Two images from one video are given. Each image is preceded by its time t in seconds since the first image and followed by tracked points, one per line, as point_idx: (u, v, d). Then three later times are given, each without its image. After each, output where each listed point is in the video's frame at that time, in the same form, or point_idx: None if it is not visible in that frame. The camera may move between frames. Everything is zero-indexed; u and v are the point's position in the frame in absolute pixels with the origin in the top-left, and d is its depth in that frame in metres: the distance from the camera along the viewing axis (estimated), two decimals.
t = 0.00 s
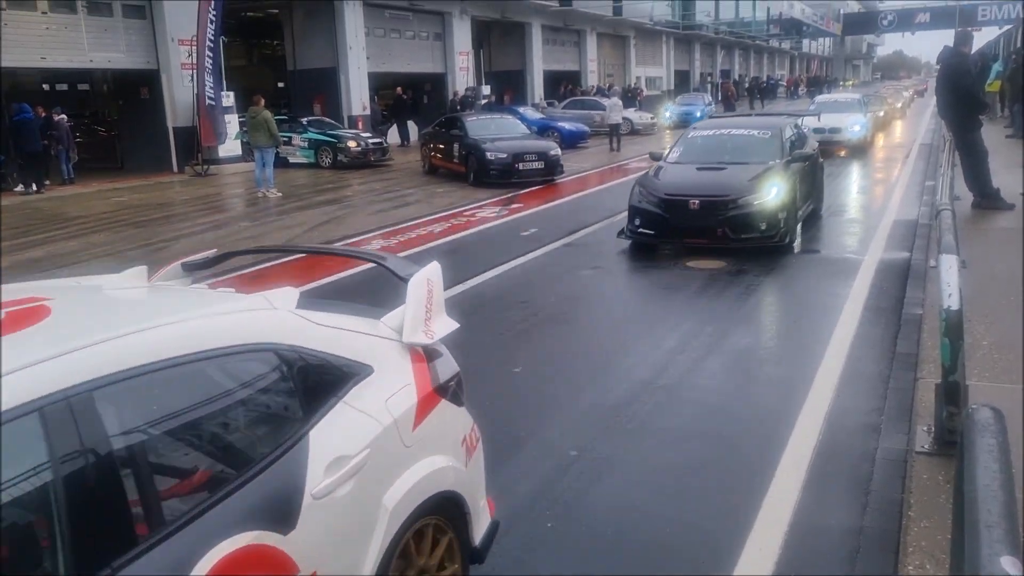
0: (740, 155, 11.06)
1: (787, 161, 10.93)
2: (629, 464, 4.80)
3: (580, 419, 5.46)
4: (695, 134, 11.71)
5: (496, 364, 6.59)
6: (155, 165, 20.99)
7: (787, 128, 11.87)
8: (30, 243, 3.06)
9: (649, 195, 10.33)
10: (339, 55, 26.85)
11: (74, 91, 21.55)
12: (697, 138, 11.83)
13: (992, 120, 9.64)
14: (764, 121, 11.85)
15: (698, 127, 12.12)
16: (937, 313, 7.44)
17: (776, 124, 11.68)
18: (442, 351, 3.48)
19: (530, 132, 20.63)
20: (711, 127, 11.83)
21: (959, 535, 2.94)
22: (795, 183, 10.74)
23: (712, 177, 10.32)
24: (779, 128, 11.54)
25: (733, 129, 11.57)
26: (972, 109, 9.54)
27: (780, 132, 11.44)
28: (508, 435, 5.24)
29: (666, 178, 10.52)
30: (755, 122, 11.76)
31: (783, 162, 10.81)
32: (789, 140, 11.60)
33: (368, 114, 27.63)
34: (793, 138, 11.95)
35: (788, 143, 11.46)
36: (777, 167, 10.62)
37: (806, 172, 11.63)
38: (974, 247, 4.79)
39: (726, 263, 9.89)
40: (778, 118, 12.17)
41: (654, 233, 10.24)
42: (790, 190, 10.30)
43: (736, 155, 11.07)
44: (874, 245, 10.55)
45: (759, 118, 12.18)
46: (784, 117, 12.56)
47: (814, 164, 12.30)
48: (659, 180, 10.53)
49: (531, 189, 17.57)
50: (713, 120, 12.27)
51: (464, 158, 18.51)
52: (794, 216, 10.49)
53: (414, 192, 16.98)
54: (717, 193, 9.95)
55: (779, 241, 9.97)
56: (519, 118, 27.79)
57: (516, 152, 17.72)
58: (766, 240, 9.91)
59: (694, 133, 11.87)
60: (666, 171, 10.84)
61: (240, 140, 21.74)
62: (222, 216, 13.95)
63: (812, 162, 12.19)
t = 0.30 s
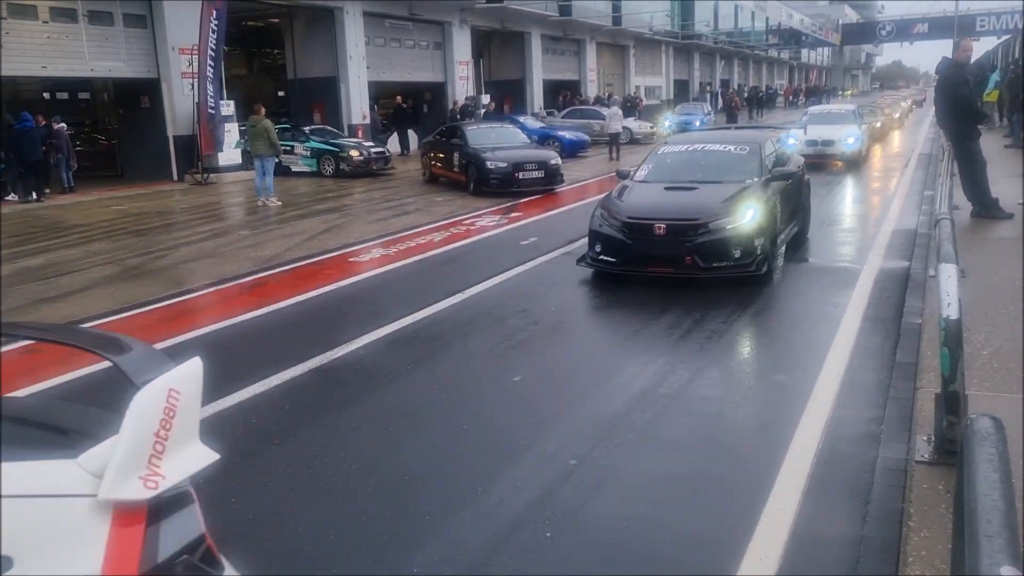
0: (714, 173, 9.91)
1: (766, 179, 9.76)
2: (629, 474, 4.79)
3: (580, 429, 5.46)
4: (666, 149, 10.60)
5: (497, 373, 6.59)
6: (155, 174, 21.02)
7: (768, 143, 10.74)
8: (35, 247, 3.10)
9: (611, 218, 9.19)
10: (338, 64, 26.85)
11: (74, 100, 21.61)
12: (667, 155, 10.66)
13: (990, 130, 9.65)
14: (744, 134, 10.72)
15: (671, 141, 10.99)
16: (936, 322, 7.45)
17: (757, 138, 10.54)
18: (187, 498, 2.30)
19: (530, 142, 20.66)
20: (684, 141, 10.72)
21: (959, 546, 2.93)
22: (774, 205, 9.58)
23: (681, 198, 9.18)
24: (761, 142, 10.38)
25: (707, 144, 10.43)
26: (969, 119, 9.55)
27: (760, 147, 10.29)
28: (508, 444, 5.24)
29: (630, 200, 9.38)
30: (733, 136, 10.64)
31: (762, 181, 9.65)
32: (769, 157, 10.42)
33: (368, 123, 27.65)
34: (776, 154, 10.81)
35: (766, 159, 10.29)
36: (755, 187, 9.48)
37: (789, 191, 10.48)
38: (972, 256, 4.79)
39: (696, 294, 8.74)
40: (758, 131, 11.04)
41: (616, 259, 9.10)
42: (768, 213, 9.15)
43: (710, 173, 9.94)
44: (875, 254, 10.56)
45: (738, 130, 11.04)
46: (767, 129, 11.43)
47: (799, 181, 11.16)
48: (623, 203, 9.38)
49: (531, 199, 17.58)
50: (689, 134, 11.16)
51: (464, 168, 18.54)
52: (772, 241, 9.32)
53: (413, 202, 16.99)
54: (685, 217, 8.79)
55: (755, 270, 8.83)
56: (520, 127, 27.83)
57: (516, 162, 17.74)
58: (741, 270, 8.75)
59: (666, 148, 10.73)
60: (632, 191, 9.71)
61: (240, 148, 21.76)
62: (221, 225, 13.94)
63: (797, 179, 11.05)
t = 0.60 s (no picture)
0: (684, 191, 8.80)
1: (742, 198, 8.62)
2: (630, 478, 4.79)
3: (581, 432, 5.46)
4: (633, 164, 9.49)
5: (498, 377, 6.58)
6: (155, 178, 21.03)
7: (748, 158, 9.62)
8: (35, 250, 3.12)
9: (564, 242, 8.04)
10: (338, 68, 26.84)
11: (75, 104, 21.64)
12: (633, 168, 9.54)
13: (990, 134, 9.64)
14: (720, 147, 9.58)
15: (639, 155, 9.90)
16: (937, 325, 7.44)
17: (735, 151, 9.40)
18: None
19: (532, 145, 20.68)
20: (653, 154, 9.61)
21: (960, 549, 2.92)
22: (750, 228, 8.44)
23: (644, 220, 8.05)
24: (739, 155, 9.25)
25: (676, 157, 9.33)
26: (971, 123, 9.54)
27: (737, 162, 9.16)
28: (508, 448, 5.24)
29: (586, 222, 8.26)
30: (707, 148, 9.52)
31: (736, 201, 8.50)
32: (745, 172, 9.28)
33: (369, 127, 27.65)
34: (755, 169, 9.69)
35: (743, 174, 9.13)
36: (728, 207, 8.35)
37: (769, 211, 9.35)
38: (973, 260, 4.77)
39: (657, 332, 7.60)
40: (737, 143, 9.93)
41: (568, 290, 7.95)
42: (742, 238, 7.99)
43: (680, 191, 8.83)
44: (876, 258, 10.57)
45: (715, 142, 9.93)
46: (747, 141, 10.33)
47: (782, 198, 10.05)
48: (578, 224, 8.24)
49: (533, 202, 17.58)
50: (659, 145, 10.06)
51: (465, 171, 18.54)
52: (746, 270, 8.16)
53: (414, 205, 16.99)
54: (646, 242, 7.63)
55: (726, 304, 7.67)
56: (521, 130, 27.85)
57: (518, 165, 17.74)
58: (709, 303, 7.58)
59: (631, 162, 9.66)
60: (590, 211, 8.58)
61: (241, 152, 21.77)
62: (222, 229, 13.94)
63: (779, 195, 9.93)
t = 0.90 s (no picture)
0: (644, 209, 7.77)
1: (709, 217, 7.55)
2: (630, 482, 4.79)
3: (581, 436, 5.45)
4: (590, 177, 8.46)
5: (498, 380, 6.58)
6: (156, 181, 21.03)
7: (721, 171, 8.57)
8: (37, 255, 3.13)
9: (503, 272, 6.97)
10: (339, 72, 26.86)
11: (76, 108, 21.68)
12: (589, 184, 8.42)
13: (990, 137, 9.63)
14: (687, 158, 8.53)
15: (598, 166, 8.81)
16: (937, 329, 7.44)
17: (703, 163, 8.36)
18: None
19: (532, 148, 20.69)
20: (612, 167, 8.57)
21: (960, 554, 2.91)
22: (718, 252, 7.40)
23: (595, 245, 6.99)
24: (708, 167, 8.21)
25: (637, 170, 8.29)
26: (971, 128, 9.53)
27: (705, 176, 8.11)
28: (507, 452, 5.23)
29: (529, 248, 7.17)
30: (673, 160, 8.46)
31: (701, 222, 7.43)
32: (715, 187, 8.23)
33: (368, 130, 27.66)
34: (727, 183, 8.63)
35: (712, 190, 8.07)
36: (694, 229, 7.30)
37: (743, 231, 8.31)
38: (973, 263, 4.76)
39: (608, 377, 6.55)
40: (708, 153, 8.88)
41: (507, 327, 6.89)
42: (706, 265, 6.94)
43: (639, 209, 7.79)
44: (876, 261, 10.57)
45: (683, 153, 8.89)
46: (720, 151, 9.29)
47: (759, 214, 9.01)
48: (520, 250, 7.18)
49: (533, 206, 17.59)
50: (620, 156, 9.01)
51: (466, 175, 18.55)
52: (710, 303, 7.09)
53: (414, 209, 16.99)
54: (594, 272, 6.57)
55: (688, 343, 6.62)
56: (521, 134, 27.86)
57: (518, 169, 17.75)
58: (666, 344, 6.53)
59: (588, 176, 8.57)
60: (537, 233, 7.52)
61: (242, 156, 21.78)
62: (222, 232, 13.94)
63: (755, 211, 8.89)
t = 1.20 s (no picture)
0: (596, 232, 6.69)
1: (668, 241, 6.51)
2: (631, 485, 4.77)
3: (581, 440, 5.44)
4: (536, 193, 7.35)
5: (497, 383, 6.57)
6: (157, 184, 21.03)
7: (687, 186, 7.49)
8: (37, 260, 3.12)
9: (423, 308, 5.84)
10: (340, 75, 26.88)
11: (76, 111, 21.70)
12: (536, 203, 7.26)
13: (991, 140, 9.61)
14: (650, 171, 7.45)
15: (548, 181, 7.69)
16: (938, 331, 7.44)
17: (668, 176, 7.29)
18: None
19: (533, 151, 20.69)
20: (562, 180, 7.47)
21: (961, 557, 2.90)
22: (679, 284, 6.34)
23: (532, 276, 5.90)
24: (673, 181, 7.15)
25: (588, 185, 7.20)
26: (971, 131, 9.51)
27: (669, 192, 7.03)
28: (508, 456, 5.22)
29: (454, 279, 6.03)
30: (631, 174, 7.38)
31: (658, 248, 6.36)
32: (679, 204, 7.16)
33: (369, 133, 27.66)
34: (694, 200, 7.55)
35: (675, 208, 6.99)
36: (651, 256, 6.24)
37: (710, 257, 7.24)
38: (973, 266, 4.75)
39: (542, 437, 5.47)
40: (673, 165, 7.79)
41: (425, 373, 5.73)
42: (662, 301, 5.87)
43: (591, 231, 6.72)
44: (875, 263, 10.57)
45: (644, 165, 7.80)
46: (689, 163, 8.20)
47: (733, 235, 7.94)
48: (444, 281, 6.06)
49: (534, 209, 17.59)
50: (574, 168, 7.91)
51: (467, 178, 18.55)
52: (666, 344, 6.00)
53: (415, 211, 17.00)
54: (526, 310, 5.47)
55: (638, 397, 5.53)
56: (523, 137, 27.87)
57: (519, 172, 17.75)
58: (611, 397, 5.44)
59: (535, 193, 7.45)
60: (468, 260, 6.42)
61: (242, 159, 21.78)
62: (222, 235, 13.93)
63: (729, 232, 7.82)
